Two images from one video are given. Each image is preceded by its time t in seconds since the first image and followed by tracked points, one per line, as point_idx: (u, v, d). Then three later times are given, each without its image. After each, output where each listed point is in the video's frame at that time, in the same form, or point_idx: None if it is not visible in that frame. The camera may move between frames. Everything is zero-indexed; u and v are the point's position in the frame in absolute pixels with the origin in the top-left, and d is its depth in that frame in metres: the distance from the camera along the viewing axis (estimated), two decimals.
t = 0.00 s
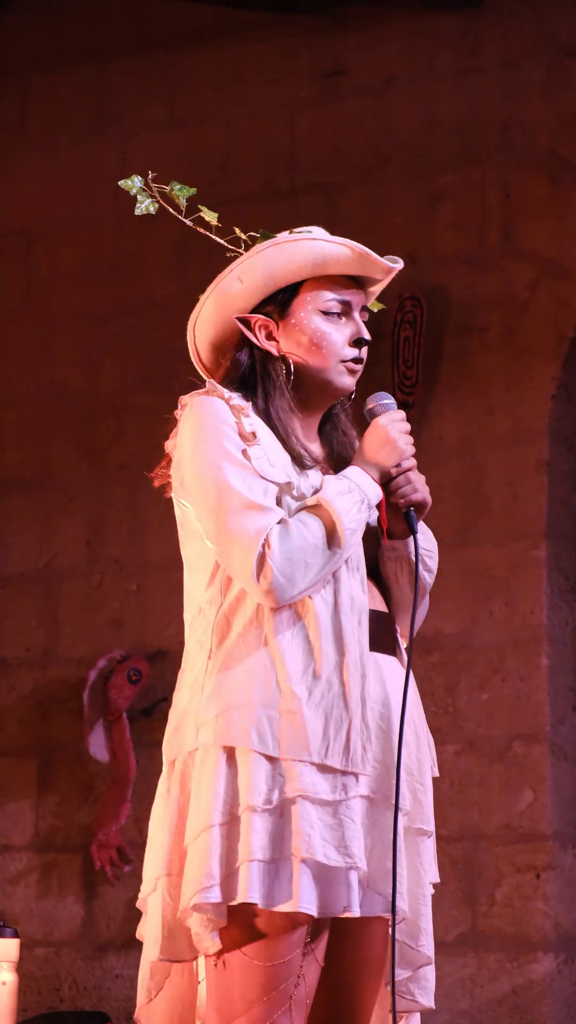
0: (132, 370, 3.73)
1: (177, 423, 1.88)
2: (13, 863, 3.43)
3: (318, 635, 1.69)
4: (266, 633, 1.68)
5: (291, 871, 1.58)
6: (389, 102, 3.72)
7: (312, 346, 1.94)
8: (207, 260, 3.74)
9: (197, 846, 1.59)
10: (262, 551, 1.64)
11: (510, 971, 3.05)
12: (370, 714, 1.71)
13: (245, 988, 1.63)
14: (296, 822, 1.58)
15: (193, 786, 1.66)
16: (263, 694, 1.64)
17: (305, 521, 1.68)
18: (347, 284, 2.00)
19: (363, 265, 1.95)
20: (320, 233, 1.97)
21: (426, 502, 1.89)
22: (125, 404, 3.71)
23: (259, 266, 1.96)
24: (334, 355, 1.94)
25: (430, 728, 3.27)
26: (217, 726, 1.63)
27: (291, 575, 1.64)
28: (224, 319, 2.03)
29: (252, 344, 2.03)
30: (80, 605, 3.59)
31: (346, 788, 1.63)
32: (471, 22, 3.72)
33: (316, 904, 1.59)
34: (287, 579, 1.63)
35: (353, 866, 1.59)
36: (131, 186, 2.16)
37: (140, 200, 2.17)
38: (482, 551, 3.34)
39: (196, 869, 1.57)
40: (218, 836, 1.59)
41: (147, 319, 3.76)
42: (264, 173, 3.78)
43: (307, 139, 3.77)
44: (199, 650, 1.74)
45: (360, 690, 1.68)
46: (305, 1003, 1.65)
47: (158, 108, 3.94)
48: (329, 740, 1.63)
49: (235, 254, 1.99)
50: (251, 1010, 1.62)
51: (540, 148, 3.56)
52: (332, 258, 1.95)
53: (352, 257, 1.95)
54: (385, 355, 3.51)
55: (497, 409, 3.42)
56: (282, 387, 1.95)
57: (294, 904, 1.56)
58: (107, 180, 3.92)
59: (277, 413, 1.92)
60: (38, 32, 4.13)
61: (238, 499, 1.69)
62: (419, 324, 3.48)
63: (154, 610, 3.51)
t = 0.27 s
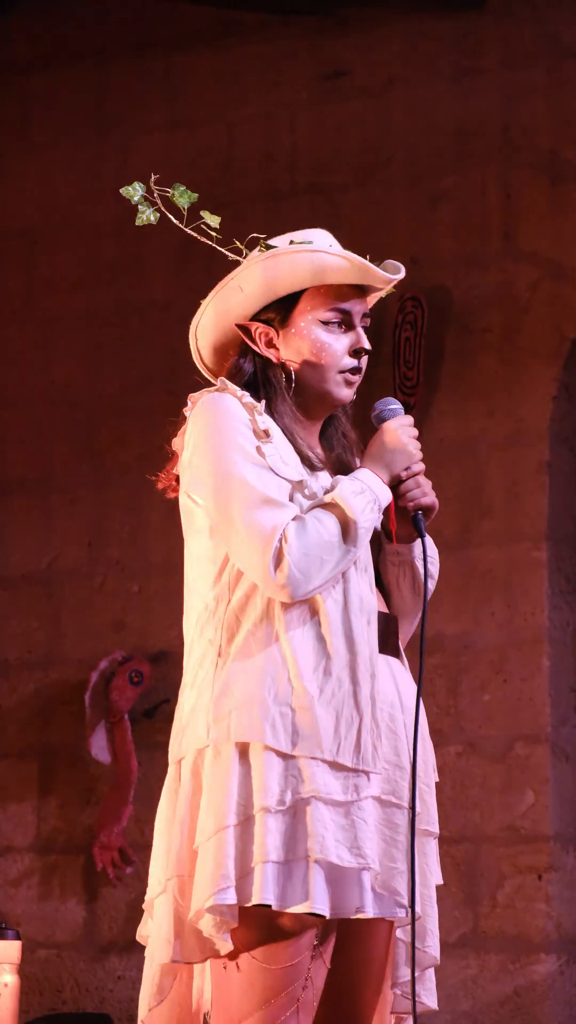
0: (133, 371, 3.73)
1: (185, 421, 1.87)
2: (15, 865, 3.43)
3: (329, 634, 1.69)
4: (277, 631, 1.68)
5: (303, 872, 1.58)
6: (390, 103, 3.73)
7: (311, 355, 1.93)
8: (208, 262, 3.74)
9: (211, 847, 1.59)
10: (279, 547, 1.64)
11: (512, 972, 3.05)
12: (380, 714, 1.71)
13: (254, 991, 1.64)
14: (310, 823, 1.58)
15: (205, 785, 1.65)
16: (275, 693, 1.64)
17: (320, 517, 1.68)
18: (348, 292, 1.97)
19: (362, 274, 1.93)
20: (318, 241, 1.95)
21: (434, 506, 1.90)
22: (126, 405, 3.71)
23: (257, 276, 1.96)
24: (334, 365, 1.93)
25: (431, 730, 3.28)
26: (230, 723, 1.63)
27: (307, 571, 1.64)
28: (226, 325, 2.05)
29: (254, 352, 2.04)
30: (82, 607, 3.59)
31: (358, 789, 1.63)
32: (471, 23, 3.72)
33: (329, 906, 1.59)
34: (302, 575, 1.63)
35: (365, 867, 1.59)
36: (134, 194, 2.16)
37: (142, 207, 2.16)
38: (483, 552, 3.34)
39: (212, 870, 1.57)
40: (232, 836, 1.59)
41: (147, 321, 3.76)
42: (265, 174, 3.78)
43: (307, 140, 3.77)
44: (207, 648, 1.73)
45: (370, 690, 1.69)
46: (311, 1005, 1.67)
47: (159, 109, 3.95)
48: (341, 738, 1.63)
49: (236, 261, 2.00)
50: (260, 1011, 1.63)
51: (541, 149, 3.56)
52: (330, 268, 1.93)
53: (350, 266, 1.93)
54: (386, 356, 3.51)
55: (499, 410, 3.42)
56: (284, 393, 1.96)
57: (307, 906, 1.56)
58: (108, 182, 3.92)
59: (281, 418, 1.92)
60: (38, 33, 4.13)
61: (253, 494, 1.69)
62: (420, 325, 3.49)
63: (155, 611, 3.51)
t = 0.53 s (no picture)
0: (134, 374, 3.73)
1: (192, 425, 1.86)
2: (14, 868, 3.42)
3: (337, 638, 1.69)
4: (285, 636, 1.68)
5: (313, 877, 1.58)
6: (392, 107, 3.73)
7: (317, 361, 1.94)
8: (210, 266, 3.74)
9: (219, 851, 1.58)
10: (290, 553, 1.64)
11: (512, 977, 3.04)
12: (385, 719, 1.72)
13: (257, 996, 1.64)
14: (318, 827, 1.58)
15: (212, 790, 1.64)
16: (284, 697, 1.63)
17: (329, 523, 1.68)
18: (353, 299, 1.99)
19: (369, 280, 1.94)
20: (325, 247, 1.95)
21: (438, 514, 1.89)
22: (128, 408, 3.71)
23: (265, 280, 1.95)
24: (340, 370, 1.94)
25: (432, 734, 3.27)
26: (239, 727, 1.63)
27: (317, 577, 1.64)
28: (229, 330, 2.04)
29: (258, 356, 2.01)
30: (82, 610, 3.59)
31: (366, 793, 1.63)
32: (474, 28, 3.72)
33: (337, 910, 1.58)
34: (311, 581, 1.63)
35: (373, 871, 1.59)
36: (140, 198, 2.15)
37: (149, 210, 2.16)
38: (484, 556, 3.34)
39: (221, 874, 1.55)
40: (241, 841, 1.58)
41: (149, 324, 3.76)
42: (267, 178, 3.78)
43: (309, 144, 3.77)
44: (213, 651, 1.73)
45: (377, 695, 1.69)
46: (315, 1012, 1.65)
47: (161, 113, 3.95)
48: (349, 743, 1.64)
49: (241, 266, 1.99)
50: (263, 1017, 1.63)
51: (543, 153, 3.56)
52: (337, 274, 1.94)
53: (358, 273, 1.94)
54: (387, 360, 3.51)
55: (500, 414, 3.42)
56: (290, 399, 1.95)
57: (317, 910, 1.56)
58: (110, 185, 3.92)
59: (288, 424, 1.92)
60: (41, 36, 4.13)
61: (263, 499, 1.68)
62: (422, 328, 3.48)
63: (156, 614, 3.51)
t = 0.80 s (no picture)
0: (136, 378, 3.74)
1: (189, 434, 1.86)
2: (16, 873, 3.42)
3: (335, 643, 1.69)
4: (283, 641, 1.68)
5: (311, 880, 1.58)
6: (393, 110, 3.73)
7: (325, 363, 1.94)
8: (212, 270, 3.75)
9: (217, 855, 1.58)
10: (284, 561, 1.64)
11: (514, 981, 3.04)
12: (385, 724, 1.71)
13: (257, 1001, 1.63)
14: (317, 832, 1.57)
15: (211, 796, 1.64)
16: (281, 702, 1.63)
17: (324, 530, 1.68)
18: (358, 302, 2.00)
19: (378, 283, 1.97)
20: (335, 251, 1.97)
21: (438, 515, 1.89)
22: (129, 412, 3.71)
23: (274, 280, 1.96)
24: (347, 373, 1.94)
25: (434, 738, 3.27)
26: (237, 733, 1.63)
27: (311, 584, 1.64)
28: (233, 333, 2.03)
29: (262, 358, 2.01)
30: (84, 614, 3.59)
31: (364, 797, 1.62)
32: (475, 31, 3.72)
33: (335, 914, 1.58)
34: (307, 588, 1.63)
35: (372, 876, 1.59)
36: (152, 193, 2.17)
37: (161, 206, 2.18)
38: (486, 559, 3.34)
39: (219, 878, 1.56)
40: (239, 845, 1.58)
41: (151, 328, 3.76)
42: (269, 181, 3.78)
43: (311, 148, 3.77)
44: (213, 657, 1.73)
45: (376, 699, 1.69)
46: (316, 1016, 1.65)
47: (162, 116, 3.95)
48: (347, 749, 1.63)
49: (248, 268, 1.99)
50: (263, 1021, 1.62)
51: (544, 157, 3.56)
52: (347, 277, 1.96)
53: (369, 275, 1.97)
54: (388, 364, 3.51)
55: (502, 418, 3.41)
56: (292, 403, 1.95)
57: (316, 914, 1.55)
58: (111, 188, 3.92)
59: (287, 427, 1.91)
60: (42, 39, 4.14)
61: (257, 507, 1.68)
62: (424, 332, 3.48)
63: (158, 618, 3.51)
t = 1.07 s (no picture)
0: (137, 380, 3.74)
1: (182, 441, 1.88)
2: (16, 875, 3.43)
3: (327, 644, 1.69)
4: (274, 644, 1.68)
5: (302, 879, 1.59)
6: (394, 113, 3.73)
7: (327, 363, 1.94)
8: (212, 271, 3.75)
9: (207, 857, 1.59)
10: (267, 567, 1.64)
11: (514, 983, 3.04)
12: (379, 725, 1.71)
13: (253, 1002, 1.63)
14: (307, 832, 1.58)
15: (202, 800, 1.65)
16: (271, 704, 1.64)
17: (309, 535, 1.68)
18: (362, 304, 2.00)
19: (383, 285, 1.97)
20: (340, 251, 1.98)
21: (434, 511, 1.90)
22: (130, 414, 3.71)
23: (279, 280, 1.96)
24: (348, 373, 1.95)
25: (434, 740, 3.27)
26: (226, 737, 1.64)
27: (297, 589, 1.65)
28: (237, 332, 2.03)
29: (264, 358, 2.02)
30: (85, 616, 3.59)
31: (356, 798, 1.62)
32: (476, 33, 3.73)
33: (327, 914, 1.58)
34: (292, 594, 1.64)
35: (363, 876, 1.59)
36: (157, 191, 2.18)
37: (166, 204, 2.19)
38: (486, 562, 3.34)
39: (208, 879, 1.57)
40: (229, 846, 1.59)
41: (151, 330, 3.77)
42: (270, 184, 3.78)
43: (312, 150, 3.78)
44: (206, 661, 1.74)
45: (369, 700, 1.68)
46: (311, 1017, 1.65)
47: (164, 118, 3.95)
48: (338, 751, 1.63)
49: (253, 267, 1.99)
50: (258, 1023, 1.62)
51: (545, 159, 3.56)
52: (351, 277, 1.97)
53: (373, 276, 1.97)
54: (389, 367, 3.52)
55: (503, 421, 3.42)
56: (291, 403, 1.95)
57: (305, 915, 1.56)
58: (112, 190, 3.93)
59: (284, 428, 1.92)
60: (43, 42, 4.14)
61: (243, 514, 1.69)
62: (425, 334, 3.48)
63: (159, 620, 3.52)
